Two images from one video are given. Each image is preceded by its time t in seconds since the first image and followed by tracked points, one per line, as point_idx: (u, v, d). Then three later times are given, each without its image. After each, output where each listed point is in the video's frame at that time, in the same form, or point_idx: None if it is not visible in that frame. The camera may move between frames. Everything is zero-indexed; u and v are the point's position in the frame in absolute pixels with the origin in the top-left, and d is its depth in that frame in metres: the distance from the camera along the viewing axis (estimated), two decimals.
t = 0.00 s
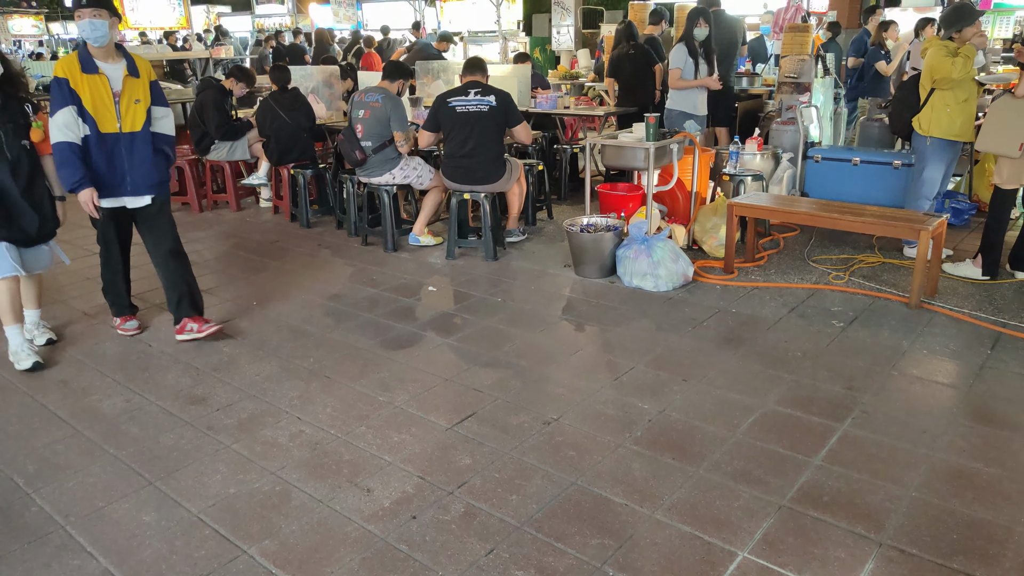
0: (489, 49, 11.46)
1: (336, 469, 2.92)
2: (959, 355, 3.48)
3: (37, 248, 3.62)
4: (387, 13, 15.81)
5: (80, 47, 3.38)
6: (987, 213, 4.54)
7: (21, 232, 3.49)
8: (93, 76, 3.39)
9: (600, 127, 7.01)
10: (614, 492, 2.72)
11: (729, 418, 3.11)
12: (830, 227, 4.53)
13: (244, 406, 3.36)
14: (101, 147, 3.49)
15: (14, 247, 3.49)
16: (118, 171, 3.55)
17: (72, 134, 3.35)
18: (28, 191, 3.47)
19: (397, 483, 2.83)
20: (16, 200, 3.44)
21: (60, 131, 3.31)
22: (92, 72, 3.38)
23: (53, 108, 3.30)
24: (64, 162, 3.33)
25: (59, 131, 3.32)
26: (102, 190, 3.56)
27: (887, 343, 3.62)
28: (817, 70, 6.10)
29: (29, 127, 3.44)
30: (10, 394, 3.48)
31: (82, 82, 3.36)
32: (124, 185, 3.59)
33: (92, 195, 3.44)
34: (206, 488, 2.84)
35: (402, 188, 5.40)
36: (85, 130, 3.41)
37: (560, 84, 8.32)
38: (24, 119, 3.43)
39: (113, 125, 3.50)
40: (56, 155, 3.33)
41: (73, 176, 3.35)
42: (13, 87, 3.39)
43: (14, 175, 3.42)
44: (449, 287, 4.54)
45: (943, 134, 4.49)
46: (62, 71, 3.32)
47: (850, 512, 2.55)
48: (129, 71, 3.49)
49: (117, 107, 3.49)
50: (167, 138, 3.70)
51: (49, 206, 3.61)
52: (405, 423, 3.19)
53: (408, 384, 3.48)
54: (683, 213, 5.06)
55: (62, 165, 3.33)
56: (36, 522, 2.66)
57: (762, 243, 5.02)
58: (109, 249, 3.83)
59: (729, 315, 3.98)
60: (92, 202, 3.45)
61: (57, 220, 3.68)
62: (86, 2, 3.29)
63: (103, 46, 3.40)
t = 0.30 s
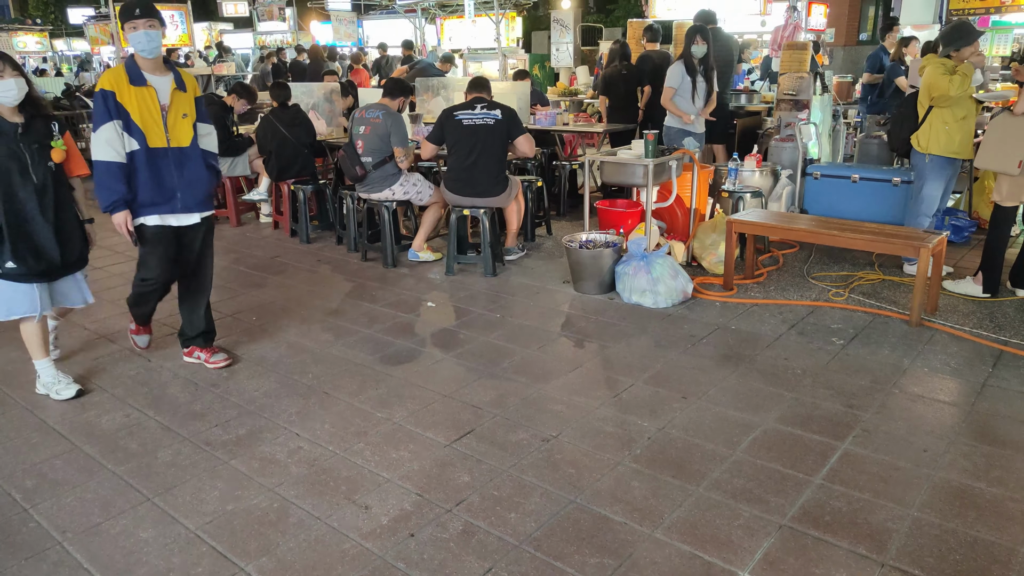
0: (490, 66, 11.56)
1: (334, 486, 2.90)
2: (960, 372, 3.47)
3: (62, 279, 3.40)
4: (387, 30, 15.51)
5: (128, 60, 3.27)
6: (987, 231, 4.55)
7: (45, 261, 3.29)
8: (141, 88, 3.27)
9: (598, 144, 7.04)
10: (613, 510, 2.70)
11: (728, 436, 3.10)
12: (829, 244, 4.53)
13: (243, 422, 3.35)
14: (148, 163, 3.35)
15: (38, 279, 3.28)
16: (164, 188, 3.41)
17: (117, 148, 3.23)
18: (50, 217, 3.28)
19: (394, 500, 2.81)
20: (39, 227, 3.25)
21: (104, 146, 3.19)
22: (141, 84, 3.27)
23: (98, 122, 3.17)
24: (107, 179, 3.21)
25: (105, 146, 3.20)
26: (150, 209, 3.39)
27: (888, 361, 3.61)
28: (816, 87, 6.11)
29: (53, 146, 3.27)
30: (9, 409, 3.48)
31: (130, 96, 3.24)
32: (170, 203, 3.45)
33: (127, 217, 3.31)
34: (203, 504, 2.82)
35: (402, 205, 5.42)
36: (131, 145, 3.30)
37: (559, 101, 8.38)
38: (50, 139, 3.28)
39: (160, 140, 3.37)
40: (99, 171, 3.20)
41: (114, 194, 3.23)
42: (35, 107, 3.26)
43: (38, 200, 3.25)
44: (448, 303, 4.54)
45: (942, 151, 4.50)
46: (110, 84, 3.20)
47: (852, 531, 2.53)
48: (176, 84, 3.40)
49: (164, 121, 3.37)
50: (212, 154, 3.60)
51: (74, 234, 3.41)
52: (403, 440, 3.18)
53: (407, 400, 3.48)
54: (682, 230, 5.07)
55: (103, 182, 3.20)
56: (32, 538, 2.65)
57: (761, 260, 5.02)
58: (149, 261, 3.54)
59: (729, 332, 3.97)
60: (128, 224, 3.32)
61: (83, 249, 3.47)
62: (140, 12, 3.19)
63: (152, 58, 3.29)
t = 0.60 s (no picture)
0: (498, 90, 11.66)
1: (339, 510, 2.88)
2: (970, 399, 3.44)
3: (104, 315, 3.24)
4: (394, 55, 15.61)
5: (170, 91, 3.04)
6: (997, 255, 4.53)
7: (87, 298, 3.15)
8: (182, 120, 3.01)
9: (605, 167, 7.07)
10: (621, 536, 2.67)
11: (737, 461, 3.08)
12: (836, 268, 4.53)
13: (249, 444, 3.35)
14: (191, 198, 3.08)
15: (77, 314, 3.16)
16: (208, 224, 3.12)
17: (157, 186, 3.00)
18: (98, 253, 3.15)
19: (400, 525, 2.79)
20: (84, 260, 3.12)
21: (142, 183, 2.98)
22: (182, 116, 3.00)
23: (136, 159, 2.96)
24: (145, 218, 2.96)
25: (144, 183, 2.99)
26: (194, 246, 3.09)
27: (897, 386, 3.58)
28: (822, 111, 6.11)
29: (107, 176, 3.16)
30: (17, 430, 3.49)
31: (169, 128, 2.99)
32: (215, 240, 3.15)
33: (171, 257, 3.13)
34: (208, 528, 2.80)
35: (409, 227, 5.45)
36: (173, 182, 3.03)
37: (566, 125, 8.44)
38: (103, 170, 3.14)
39: (202, 174, 3.09)
40: (141, 211, 3.02)
41: (153, 234, 3.06)
42: (91, 136, 3.12)
43: (86, 233, 3.11)
44: (455, 325, 4.55)
45: (950, 175, 4.49)
46: (148, 117, 2.97)
47: (863, 560, 2.49)
48: (221, 112, 3.12)
49: (207, 153, 3.09)
50: (261, 184, 3.31)
51: (123, 270, 3.26)
52: (409, 464, 3.17)
53: (413, 423, 3.47)
54: (689, 253, 5.08)
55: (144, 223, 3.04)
56: (36, 561, 2.63)
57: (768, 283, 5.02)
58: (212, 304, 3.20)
59: (737, 356, 3.96)
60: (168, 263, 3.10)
61: (132, 285, 3.30)
62: (177, 39, 2.94)
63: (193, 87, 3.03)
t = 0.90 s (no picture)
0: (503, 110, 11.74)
1: (344, 531, 2.86)
2: (978, 419, 3.42)
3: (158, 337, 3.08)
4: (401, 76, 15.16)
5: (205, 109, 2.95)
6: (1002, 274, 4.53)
7: (147, 320, 3.01)
8: (222, 139, 2.94)
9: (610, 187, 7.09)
10: (627, 558, 2.65)
11: (743, 482, 3.06)
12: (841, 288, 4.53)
13: (253, 465, 3.34)
14: (235, 221, 2.98)
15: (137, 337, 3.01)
16: (251, 246, 3.02)
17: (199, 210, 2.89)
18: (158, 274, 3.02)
19: (404, 546, 2.76)
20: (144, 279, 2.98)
21: (185, 207, 2.85)
22: (221, 134, 2.93)
23: (178, 182, 2.84)
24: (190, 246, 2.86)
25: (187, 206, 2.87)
26: (239, 273, 3.01)
27: (904, 406, 3.57)
28: (825, 131, 6.17)
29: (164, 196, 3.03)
30: (21, 450, 3.49)
31: (210, 148, 2.90)
32: (259, 263, 3.06)
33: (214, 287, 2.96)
34: (212, 549, 2.78)
35: (415, 247, 5.47)
36: (215, 205, 2.93)
37: (571, 146, 8.48)
38: (159, 187, 3.03)
39: (244, 194, 3.00)
40: (182, 236, 2.88)
41: (197, 263, 2.90)
42: (150, 151, 3.02)
43: (146, 251, 2.98)
44: (460, 344, 4.55)
45: (953, 196, 4.50)
46: (187, 138, 2.87)
47: None
48: (259, 128, 3.04)
49: (249, 172, 3.00)
50: (301, 201, 3.22)
51: (181, 290, 3.13)
52: (414, 485, 3.15)
53: (418, 444, 3.45)
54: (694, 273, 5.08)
55: (186, 251, 2.89)
56: None
57: (774, 303, 5.02)
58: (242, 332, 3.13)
59: (743, 376, 3.94)
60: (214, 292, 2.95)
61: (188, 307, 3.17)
62: (214, 54, 2.88)
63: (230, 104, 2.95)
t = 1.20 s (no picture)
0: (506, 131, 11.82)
1: (346, 554, 2.83)
2: (982, 439, 3.41)
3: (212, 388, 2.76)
4: (405, 97, 15.23)
5: (259, 137, 2.79)
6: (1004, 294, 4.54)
7: (203, 366, 2.67)
8: (274, 169, 2.77)
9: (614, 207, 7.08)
10: None
11: (748, 503, 3.04)
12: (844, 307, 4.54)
13: (255, 487, 3.31)
14: (278, 257, 2.80)
15: (195, 387, 2.66)
16: (293, 286, 2.84)
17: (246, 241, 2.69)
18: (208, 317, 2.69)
19: (407, 569, 2.73)
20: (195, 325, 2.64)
21: (232, 236, 2.64)
22: (274, 164, 2.76)
23: (227, 210, 2.65)
24: (236, 279, 2.65)
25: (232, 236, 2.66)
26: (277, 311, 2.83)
27: (908, 427, 3.56)
28: (827, 152, 6.20)
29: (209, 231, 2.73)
30: (21, 473, 3.46)
31: (262, 177, 2.73)
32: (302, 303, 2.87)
33: (278, 309, 2.65)
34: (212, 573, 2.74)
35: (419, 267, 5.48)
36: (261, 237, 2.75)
37: (574, 166, 8.53)
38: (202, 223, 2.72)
39: (289, 229, 2.81)
40: (231, 266, 2.64)
41: (252, 291, 2.65)
42: (188, 184, 2.71)
43: (195, 293, 2.64)
44: (463, 365, 4.54)
45: (953, 216, 4.52)
46: (239, 165, 2.70)
47: None
48: (313, 161, 2.88)
49: (298, 206, 2.83)
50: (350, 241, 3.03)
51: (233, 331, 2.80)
52: (418, 507, 3.13)
53: (421, 465, 3.43)
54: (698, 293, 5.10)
55: (244, 277, 2.64)
56: None
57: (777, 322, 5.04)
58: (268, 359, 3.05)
59: (747, 396, 3.94)
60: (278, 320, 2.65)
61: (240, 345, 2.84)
62: (279, 80, 2.74)
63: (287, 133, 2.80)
